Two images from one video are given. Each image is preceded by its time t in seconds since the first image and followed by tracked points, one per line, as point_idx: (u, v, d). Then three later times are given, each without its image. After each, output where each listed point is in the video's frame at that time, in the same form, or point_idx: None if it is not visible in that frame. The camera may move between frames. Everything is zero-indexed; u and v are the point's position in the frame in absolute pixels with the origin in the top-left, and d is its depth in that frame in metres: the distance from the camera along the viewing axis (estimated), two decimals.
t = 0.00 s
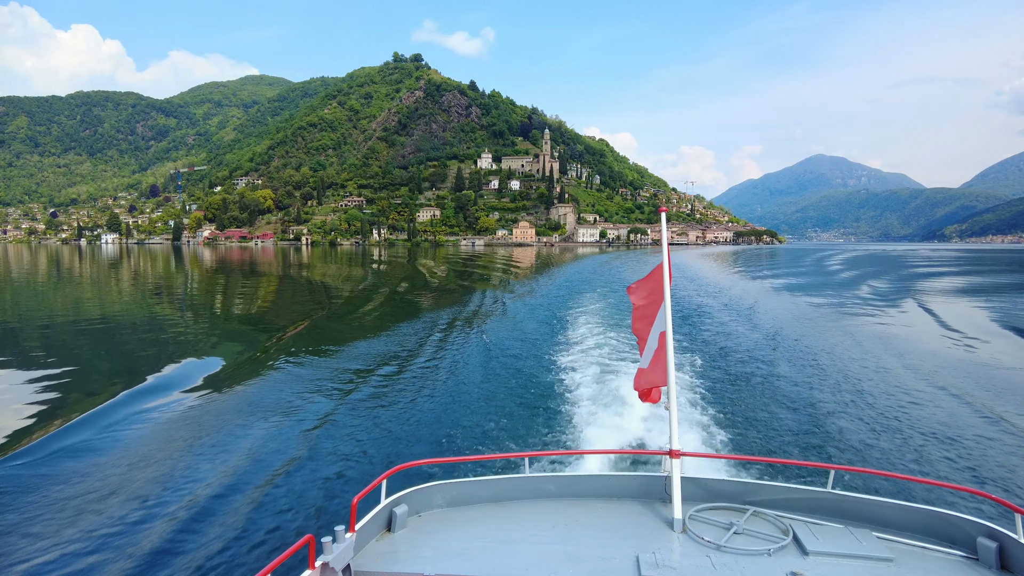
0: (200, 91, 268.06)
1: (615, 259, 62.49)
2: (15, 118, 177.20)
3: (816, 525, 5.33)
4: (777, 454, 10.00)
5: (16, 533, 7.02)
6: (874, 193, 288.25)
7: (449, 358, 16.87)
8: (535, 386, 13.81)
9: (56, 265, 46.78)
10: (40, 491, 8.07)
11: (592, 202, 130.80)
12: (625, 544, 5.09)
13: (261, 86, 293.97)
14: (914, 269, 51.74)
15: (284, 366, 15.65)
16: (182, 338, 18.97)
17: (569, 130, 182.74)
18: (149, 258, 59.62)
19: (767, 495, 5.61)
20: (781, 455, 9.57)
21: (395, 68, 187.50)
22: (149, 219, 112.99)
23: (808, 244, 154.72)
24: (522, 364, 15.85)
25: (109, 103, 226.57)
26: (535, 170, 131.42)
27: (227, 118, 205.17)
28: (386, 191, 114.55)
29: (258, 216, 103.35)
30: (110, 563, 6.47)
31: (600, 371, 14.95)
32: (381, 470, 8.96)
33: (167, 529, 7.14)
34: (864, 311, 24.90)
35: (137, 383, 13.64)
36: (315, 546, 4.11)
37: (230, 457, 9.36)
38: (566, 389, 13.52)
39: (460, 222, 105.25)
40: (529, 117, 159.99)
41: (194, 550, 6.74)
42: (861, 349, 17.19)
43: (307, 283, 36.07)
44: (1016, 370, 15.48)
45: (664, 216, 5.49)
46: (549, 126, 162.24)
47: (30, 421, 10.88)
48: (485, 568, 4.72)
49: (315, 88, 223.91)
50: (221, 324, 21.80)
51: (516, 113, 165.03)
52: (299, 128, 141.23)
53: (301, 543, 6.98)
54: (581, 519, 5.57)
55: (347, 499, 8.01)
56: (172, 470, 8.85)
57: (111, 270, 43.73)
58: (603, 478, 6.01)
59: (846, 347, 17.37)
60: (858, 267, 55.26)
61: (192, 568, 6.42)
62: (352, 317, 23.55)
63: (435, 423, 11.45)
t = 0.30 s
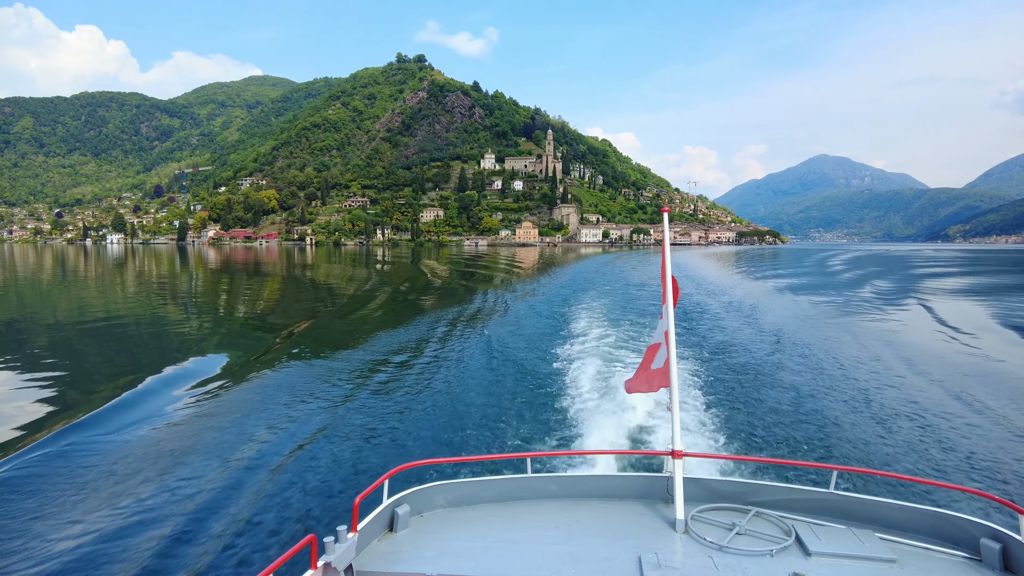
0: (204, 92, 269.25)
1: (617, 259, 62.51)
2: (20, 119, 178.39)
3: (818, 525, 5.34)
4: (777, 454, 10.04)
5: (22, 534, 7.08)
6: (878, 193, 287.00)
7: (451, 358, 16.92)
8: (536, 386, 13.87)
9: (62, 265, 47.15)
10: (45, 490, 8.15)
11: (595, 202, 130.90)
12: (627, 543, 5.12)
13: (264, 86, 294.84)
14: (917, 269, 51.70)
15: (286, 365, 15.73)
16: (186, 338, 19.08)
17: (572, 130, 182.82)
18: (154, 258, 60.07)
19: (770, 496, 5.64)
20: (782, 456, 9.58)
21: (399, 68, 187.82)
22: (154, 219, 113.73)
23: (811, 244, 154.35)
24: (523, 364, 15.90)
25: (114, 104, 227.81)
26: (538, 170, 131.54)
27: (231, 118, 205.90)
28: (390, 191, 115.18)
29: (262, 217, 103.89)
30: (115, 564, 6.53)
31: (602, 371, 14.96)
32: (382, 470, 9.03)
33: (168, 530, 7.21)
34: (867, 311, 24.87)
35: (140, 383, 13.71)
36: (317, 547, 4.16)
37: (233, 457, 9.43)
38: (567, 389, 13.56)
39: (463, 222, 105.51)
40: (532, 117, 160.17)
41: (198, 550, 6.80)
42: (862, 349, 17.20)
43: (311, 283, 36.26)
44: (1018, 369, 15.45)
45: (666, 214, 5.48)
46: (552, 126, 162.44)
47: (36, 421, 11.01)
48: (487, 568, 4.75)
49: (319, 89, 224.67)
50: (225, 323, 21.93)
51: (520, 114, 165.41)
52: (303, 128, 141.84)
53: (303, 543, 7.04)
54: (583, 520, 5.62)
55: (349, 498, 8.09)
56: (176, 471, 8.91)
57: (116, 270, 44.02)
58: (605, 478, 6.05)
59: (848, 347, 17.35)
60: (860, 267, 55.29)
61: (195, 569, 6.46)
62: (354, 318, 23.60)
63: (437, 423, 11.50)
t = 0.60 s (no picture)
0: (209, 92, 270.55)
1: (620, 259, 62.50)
2: (27, 119, 179.94)
3: (823, 526, 5.36)
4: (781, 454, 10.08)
5: (25, 533, 7.13)
6: (883, 192, 285.37)
7: (454, 357, 16.97)
8: (539, 386, 13.91)
9: (68, 265, 47.51)
10: (51, 490, 8.23)
11: (599, 202, 130.85)
12: (630, 544, 5.15)
13: (268, 87, 296.25)
14: (921, 269, 51.43)
15: (289, 365, 15.80)
16: (191, 338, 19.21)
17: (575, 130, 182.67)
18: (160, 258, 60.48)
19: (773, 496, 5.66)
20: (784, 455, 9.60)
21: (402, 69, 187.98)
22: (160, 219, 114.52)
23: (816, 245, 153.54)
24: (528, 365, 15.89)
25: (120, 105, 229.63)
26: (541, 171, 131.58)
27: (235, 119, 206.99)
28: (394, 192, 115.75)
29: (267, 217, 104.37)
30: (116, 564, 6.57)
31: (604, 371, 14.98)
32: (386, 470, 9.10)
33: (172, 529, 7.27)
34: (870, 311, 24.75)
35: (143, 383, 13.78)
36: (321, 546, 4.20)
37: (238, 457, 9.51)
38: (569, 389, 13.60)
39: (467, 222, 105.68)
40: (535, 117, 160.15)
41: (202, 550, 6.85)
42: (865, 348, 17.15)
43: (316, 283, 36.43)
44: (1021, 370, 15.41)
45: (670, 215, 5.52)
46: (556, 126, 162.42)
47: (41, 420, 11.10)
48: (489, 568, 4.80)
49: (323, 89, 225.46)
50: (230, 323, 22.12)
51: (523, 114, 165.45)
52: (308, 129, 142.21)
53: (306, 543, 7.10)
54: (585, 520, 5.65)
55: (353, 499, 8.13)
56: (179, 470, 8.95)
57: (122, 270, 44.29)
58: (608, 478, 6.09)
59: (851, 347, 17.30)
60: (863, 267, 55.09)
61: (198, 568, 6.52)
62: (357, 318, 23.67)
63: (441, 423, 11.57)
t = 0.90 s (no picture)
0: (214, 93, 271.93)
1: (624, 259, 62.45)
2: (35, 120, 181.70)
3: (826, 526, 5.38)
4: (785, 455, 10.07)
5: (34, 532, 7.23)
6: (890, 192, 283.21)
7: (457, 357, 17.01)
8: (543, 386, 13.93)
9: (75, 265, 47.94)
10: (58, 489, 8.33)
11: (603, 202, 130.66)
12: (634, 545, 5.19)
13: (274, 88, 297.50)
14: (926, 269, 51.16)
15: (294, 365, 15.90)
16: (197, 337, 19.36)
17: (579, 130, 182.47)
18: (166, 258, 60.95)
19: (777, 497, 5.69)
20: (788, 455, 9.61)
21: (407, 70, 188.30)
22: (166, 219, 115.48)
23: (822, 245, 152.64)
24: (531, 365, 15.92)
25: (126, 106, 231.43)
26: (546, 171, 131.55)
27: (241, 120, 208.30)
28: (400, 193, 116.13)
29: (274, 217, 104.83)
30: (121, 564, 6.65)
31: (608, 371, 15.01)
32: (390, 469, 9.17)
33: (175, 530, 7.34)
34: (873, 312, 24.66)
35: (148, 383, 13.88)
36: (325, 545, 4.25)
37: (242, 456, 9.60)
38: (573, 389, 13.62)
39: (472, 222, 105.74)
40: (540, 118, 160.07)
41: (207, 549, 6.94)
42: (868, 349, 17.12)
43: (321, 283, 36.58)
44: None
45: (674, 214, 5.55)
46: (560, 127, 162.29)
47: (45, 420, 11.19)
48: (493, 568, 4.84)
49: (328, 90, 226.34)
50: (236, 323, 22.26)
51: (528, 114, 165.41)
52: (314, 130, 142.70)
53: (309, 542, 7.16)
54: (589, 520, 5.68)
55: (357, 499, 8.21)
56: (184, 470, 9.06)
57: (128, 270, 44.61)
58: (612, 479, 6.12)
59: (854, 347, 17.25)
60: (868, 267, 54.83)
61: (201, 568, 6.58)
62: (361, 317, 23.76)
63: (445, 423, 11.63)
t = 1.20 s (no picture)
0: (220, 93, 273.87)
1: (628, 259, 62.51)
2: (43, 122, 183.71)
3: (830, 526, 5.39)
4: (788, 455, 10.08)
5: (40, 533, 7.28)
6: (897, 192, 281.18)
7: (462, 358, 17.08)
8: (548, 386, 13.98)
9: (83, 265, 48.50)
10: (63, 489, 8.41)
11: (608, 202, 130.57)
12: (638, 545, 5.23)
13: (279, 89, 299.41)
14: (932, 269, 50.84)
15: (299, 365, 16.02)
16: (203, 337, 19.55)
17: (584, 131, 182.39)
18: (174, 258, 61.70)
19: (780, 497, 5.71)
20: (793, 456, 9.61)
21: (413, 71, 188.74)
22: (174, 219, 116.67)
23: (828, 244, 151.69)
24: (534, 365, 15.98)
25: (133, 107, 233.57)
26: (551, 171, 131.78)
27: (247, 121, 209.88)
28: (405, 193, 116.94)
29: (281, 217, 105.56)
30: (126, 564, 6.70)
31: (611, 371, 15.03)
32: (394, 469, 9.28)
33: (179, 529, 7.42)
34: (878, 312, 24.53)
35: (155, 382, 14.06)
36: (329, 544, 4.32)
37: (247, 456, 9.69)
38: (577, 389, 13.67)
39: (478, 223, 106.03)
40: (545, 118, 160.18)
41: (212, 549, 7.00)
42: (873, 349, 17.02)
43: (327, 283, 36.82)
44: None
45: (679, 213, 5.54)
46: (565, 127, 162.39)
47: (51, 420, 11.30)
48: (494, 567, 4.90)
49: (333, 91, 227.53)
50: (243, 323, 22.45)
51: (533, 115, 165.53)
52: (320, 130, 143.49)
53: (312, 542, 7.24)
54: (592, 520, 5.73)
55: (360, 499, 8.27)
56: (188, 470, 9.12)
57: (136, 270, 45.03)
58: (616, 479, 6.16)
59: (859, 347, 17.20)
60: (873, 268, 54.52)
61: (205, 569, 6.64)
62: (367, 317, 23.88)
63: (450, 422, 11.73)
